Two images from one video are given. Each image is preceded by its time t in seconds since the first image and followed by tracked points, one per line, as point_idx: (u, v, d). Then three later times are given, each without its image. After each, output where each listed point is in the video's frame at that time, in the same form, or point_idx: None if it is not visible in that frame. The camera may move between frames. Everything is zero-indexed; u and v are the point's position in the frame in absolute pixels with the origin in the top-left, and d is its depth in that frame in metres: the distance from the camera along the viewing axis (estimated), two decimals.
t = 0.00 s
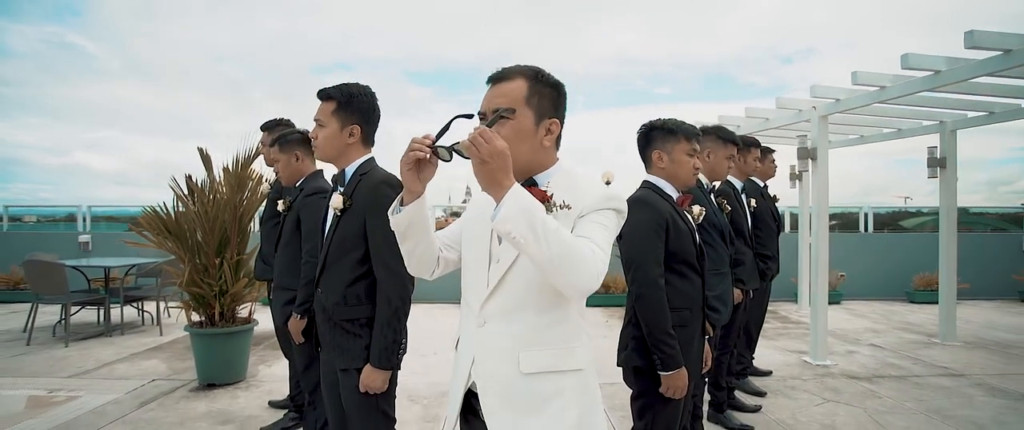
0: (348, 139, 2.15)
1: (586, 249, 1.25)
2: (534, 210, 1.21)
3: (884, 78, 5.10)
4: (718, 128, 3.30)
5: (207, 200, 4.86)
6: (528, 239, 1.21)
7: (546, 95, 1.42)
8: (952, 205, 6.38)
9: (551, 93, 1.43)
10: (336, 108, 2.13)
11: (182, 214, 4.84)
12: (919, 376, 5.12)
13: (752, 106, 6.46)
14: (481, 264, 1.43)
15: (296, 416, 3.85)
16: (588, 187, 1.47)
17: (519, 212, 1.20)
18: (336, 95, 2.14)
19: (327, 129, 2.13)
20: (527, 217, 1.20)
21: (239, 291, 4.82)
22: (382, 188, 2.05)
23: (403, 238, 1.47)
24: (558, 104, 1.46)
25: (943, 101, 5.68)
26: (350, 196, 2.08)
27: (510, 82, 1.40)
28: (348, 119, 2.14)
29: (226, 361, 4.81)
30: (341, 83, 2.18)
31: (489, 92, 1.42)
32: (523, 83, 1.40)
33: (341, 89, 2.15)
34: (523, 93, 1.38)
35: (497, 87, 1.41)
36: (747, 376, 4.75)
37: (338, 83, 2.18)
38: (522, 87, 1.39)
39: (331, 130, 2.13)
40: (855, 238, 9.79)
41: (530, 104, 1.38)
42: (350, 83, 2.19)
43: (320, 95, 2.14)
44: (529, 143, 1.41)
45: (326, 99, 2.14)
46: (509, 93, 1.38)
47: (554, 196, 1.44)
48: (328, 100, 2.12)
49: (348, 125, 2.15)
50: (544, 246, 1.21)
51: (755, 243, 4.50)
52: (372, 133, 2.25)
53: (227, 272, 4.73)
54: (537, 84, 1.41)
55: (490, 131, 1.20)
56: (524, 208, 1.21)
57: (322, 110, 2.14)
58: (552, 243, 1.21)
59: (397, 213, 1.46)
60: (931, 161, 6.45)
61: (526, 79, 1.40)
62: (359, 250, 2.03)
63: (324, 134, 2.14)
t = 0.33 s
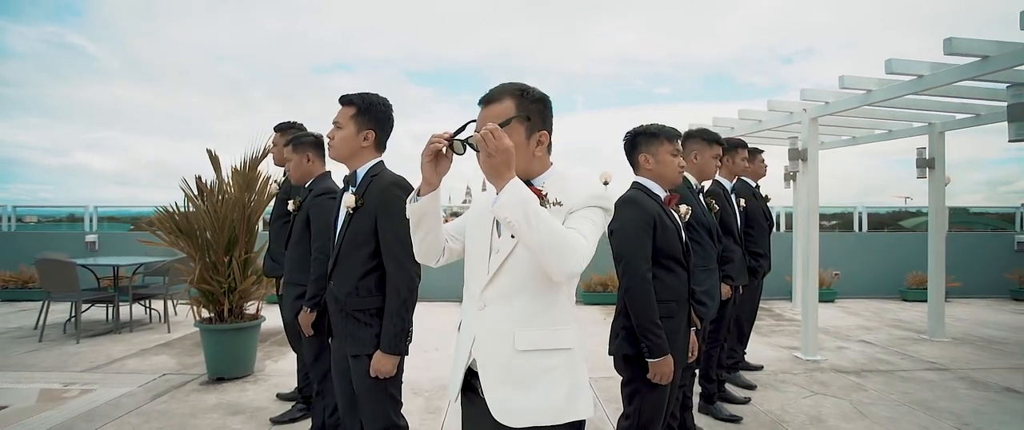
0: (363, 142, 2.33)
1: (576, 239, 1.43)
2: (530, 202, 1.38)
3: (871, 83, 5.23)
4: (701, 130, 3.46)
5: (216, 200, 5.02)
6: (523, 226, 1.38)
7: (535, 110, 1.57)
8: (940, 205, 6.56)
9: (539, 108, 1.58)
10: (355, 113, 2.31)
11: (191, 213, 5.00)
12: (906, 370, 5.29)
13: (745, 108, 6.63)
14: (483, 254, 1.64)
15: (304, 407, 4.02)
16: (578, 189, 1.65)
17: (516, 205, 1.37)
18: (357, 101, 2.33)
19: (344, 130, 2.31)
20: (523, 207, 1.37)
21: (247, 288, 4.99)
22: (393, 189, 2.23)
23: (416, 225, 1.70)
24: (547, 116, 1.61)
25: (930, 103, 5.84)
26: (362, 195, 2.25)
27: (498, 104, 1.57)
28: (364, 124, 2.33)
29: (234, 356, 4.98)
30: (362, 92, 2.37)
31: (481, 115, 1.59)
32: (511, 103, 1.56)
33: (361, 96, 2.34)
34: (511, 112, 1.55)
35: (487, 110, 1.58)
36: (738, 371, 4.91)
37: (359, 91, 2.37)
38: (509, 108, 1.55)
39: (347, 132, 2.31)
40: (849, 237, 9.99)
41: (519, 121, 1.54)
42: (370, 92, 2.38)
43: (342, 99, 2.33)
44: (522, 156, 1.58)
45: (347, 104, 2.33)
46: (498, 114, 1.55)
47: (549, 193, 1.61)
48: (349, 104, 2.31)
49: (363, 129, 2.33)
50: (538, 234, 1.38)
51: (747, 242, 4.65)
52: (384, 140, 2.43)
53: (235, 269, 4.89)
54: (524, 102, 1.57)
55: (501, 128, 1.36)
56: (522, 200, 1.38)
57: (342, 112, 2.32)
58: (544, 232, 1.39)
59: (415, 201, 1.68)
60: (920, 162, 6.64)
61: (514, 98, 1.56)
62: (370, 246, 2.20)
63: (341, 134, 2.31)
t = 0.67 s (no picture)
0: (376, 145, 2.51)
1: (568, 233, 1.61)
2: (527, 200, 1.56)
3: (859, 86, 5.36)
4: (688, 132, 3.63)
5: (225, 199, 5.19)
6: (522, 219, 1.55)
7: (525, 123, 1.75)
8: (929, 204, 6.73)
9: (529, 120, 1.76)
10: (371, 117, 2.51)
11: (200, 211, 5.17)
12: (893, 364, 5.45)
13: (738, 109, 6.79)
14: (484, 248, 1.83)
15: (311, 398, 4.19)
16: (570, 190, 1.84)
17: (516, 203, 1.54)
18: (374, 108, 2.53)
19: (360, 132, 2.50)
20: (522, 204, 1.54)
21: (255, 284, 5.16)
22: (404, 189, 2.43)
23: (426, 219, 1.90)
24: (536, 126, 1.79)
25: (919, 106, 6.00)
26: (374, 194, 2.44)
27: (492, 119, 1.74)
28: (379, 127, 2.52)
29: (242, 351, 5.14)
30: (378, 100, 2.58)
31: (478, 130, 1.76)
32: (504, 118, 1.73)
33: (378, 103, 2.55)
34: (504, 125, 1.72)
35: (482, 124, 1.75)
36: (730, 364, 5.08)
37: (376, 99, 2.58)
38: (503, 121, 1.73)
39: (363, 134, 2.49)
40: (844, 236, 10.21)
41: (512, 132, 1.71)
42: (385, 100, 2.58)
43: (361, 104, 2.53)
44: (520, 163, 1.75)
45: (364, 109, 2.53)
46: (494, 127, 1.72)
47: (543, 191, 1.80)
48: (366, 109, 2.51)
49: (378, 133, 2.51)
50: (535, 228, 1.56)
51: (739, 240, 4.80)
52: (395, 145, 2.61)
53: (244, 266, 5.07)
54: (516, 115, 1.74)
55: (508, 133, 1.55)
56: (521, 198, 1.55)
57: (360, 116, 2.52)
58: (538, 226, 1.56)
59: (426, 197, 1.88)
60: (909, 163, 6.82)
61: (506, 111, 1.74)
62: (380, 242, 2.39)
63: (357, 136, 2.49)
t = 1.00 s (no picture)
0: (388, 148, 2.77)
1: (561, 230, 1.78)
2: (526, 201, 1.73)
3: (847, 90, 5.53)
4: (677, 134, 3.79)
5: (234, 199, 5.37)
6: (520, 218, 1.72)
7: (524, 126, 1.92)
8: (918, 204, 6.92)
9: (527, 124, 1.93)
10: (384, 123, 2.78)
11: (210, 211, 5.35)
12: (882, 360, 5.63)
13: (732, 112, 6.97)
14: (485, 244, 2.01)
15: (319, 391, 4.35)
16: (562, 192, 2.01)
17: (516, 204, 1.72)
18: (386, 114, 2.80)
19: (373, 136, 2.76)
20: (522, 204, 1.72)
21: (263, 281, 5.33)
22: (413, 190, 2.67)
23: (434, 219, 2.08)
24: (533, 131, 1.96)
25: (908, 108, 6.17)
26: (385, 194, 2.68)
27: (494, 121, 1.91)
28: (390, 131, 2.78)
29: (251, 346, 5.32)
30: (390, 108, 2.84)
31: (480, 132, 1.93)
32: (504, 120, 1.90)
33: (389, 111, 2.82)
34: (505, 127, 1.89)
35: (485, 126, 1.92)
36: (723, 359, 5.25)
37: (387, 107, 2.85)
38: (503, 124, 1.89)
39: (376, 137, 2.76)
40: (842, 235, 10.51)
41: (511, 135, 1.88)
42: (395, 108, 2.85)
43: (374, 111, 2.81)
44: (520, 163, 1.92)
45: (377, 115, 2.80)
46: (495, 129, 1.89)
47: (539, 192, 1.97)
48: (379, 115, 2.78)
49: (389, 136, 2.78)
50: (532, 227, 1.73)
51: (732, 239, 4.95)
52: (405, 149, 2.87)
53: (253, 264, 5.24)
54: (515, 119, 1.91)
55: (512, 142, 1.73)
56: (520, 199, 1.72)
57: (373, 122, 2.79)
58: (535, 225, 1.73)
59: (435, 199, 2.06)
60: (900, 164, 6.99)
61: (507, 115, 1.91)
62: (391, 238, 2.64)
63: (370, 140, 2.76)
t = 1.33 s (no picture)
0: (398, 151, 2.97)
1: (560, 229, 1.97)
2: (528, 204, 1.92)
3: (837, 93, 5.71)
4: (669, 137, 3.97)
5: (244, 199, 5.54)
6: (522, 218, 1.90)
7: (530, 130, 2.11)
8: (908, 204, 7.10)
9: (533, 128, 2.12)
10: (393, 128, 2.99)
11: (220, 211, 5.52)
12: (870, 355, 5.81)
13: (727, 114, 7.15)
14: (488, 241, 2.19)
15: (328, 383, 4.53)
16: (560, 193, 2.20)
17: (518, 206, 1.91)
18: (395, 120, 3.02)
19: (383, 140, 2.97)
20: (523, 206, 1.90)
21: (272, 278, 5.51)
22: (421, 191, 2.86)
23: (442, 222, 2.27)
24: (538, 135, 2.15)
25: (898, 111, 6.35)
26: (395, 195, 2.88)
27: (504, 122, 2.08)
28: (399, 135, 2.99)
29: (259, 341, 5.50)
30: (398, 114, 3.05)
31: (490, 130, 2.10)
32: (513, 122, 2.08)
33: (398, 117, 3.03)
34: (513, 128, 2.07)
35: (495, 124, 2.10)
36: (717, 355, 5.41)
37: (396, 113, 3.05)
38: (512, 125, 2.07)
39: (386, 142, 2.96)
40: (839, 236, 10.73)
41: (518, 136, 2.06)
42: (403, 114, 3.05)
43: (383, 117, 3.02)
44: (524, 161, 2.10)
45: (387, 121, 3.01)
46: (504, 129, 2.07)
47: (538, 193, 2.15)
48: (388, 121, 3.00)
49: (398, 140, 2.98)
50: (534, 227, 1.91)
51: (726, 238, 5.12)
52: (413, 152, 3.07)
53: (261, 262, 5.42)
54: (523, 123, 2.09)
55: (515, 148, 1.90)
56: (521, 201, 1.90)
57: (383, 127, 3.01)
58: (536, 225, 1.91)
59: (442, 204, 2.24)
60: (890, 165, 7.18)
61: (516, 118, 2.09)
62: (401, 236, 2.83)
63: (380, 144, 2.96)
